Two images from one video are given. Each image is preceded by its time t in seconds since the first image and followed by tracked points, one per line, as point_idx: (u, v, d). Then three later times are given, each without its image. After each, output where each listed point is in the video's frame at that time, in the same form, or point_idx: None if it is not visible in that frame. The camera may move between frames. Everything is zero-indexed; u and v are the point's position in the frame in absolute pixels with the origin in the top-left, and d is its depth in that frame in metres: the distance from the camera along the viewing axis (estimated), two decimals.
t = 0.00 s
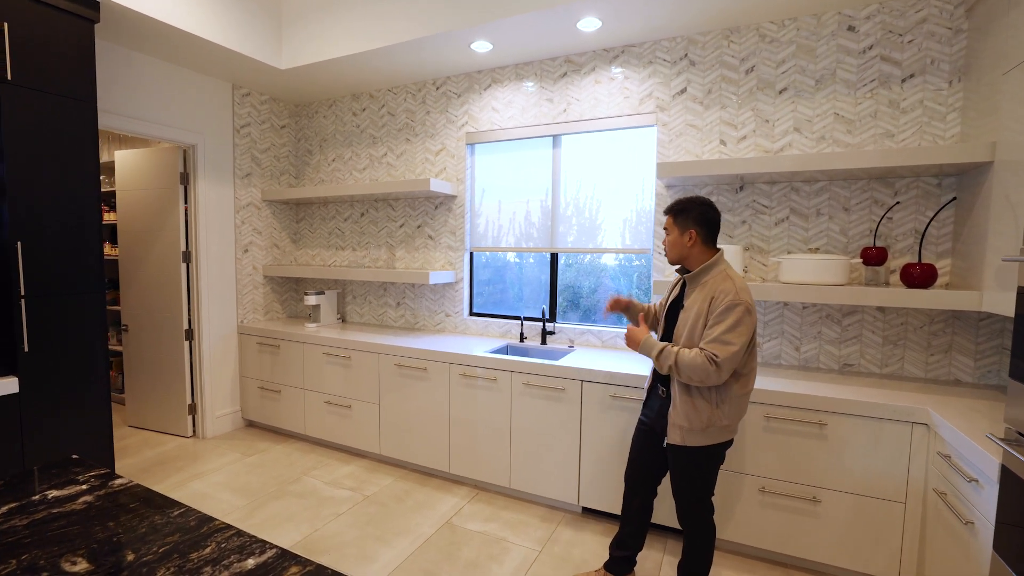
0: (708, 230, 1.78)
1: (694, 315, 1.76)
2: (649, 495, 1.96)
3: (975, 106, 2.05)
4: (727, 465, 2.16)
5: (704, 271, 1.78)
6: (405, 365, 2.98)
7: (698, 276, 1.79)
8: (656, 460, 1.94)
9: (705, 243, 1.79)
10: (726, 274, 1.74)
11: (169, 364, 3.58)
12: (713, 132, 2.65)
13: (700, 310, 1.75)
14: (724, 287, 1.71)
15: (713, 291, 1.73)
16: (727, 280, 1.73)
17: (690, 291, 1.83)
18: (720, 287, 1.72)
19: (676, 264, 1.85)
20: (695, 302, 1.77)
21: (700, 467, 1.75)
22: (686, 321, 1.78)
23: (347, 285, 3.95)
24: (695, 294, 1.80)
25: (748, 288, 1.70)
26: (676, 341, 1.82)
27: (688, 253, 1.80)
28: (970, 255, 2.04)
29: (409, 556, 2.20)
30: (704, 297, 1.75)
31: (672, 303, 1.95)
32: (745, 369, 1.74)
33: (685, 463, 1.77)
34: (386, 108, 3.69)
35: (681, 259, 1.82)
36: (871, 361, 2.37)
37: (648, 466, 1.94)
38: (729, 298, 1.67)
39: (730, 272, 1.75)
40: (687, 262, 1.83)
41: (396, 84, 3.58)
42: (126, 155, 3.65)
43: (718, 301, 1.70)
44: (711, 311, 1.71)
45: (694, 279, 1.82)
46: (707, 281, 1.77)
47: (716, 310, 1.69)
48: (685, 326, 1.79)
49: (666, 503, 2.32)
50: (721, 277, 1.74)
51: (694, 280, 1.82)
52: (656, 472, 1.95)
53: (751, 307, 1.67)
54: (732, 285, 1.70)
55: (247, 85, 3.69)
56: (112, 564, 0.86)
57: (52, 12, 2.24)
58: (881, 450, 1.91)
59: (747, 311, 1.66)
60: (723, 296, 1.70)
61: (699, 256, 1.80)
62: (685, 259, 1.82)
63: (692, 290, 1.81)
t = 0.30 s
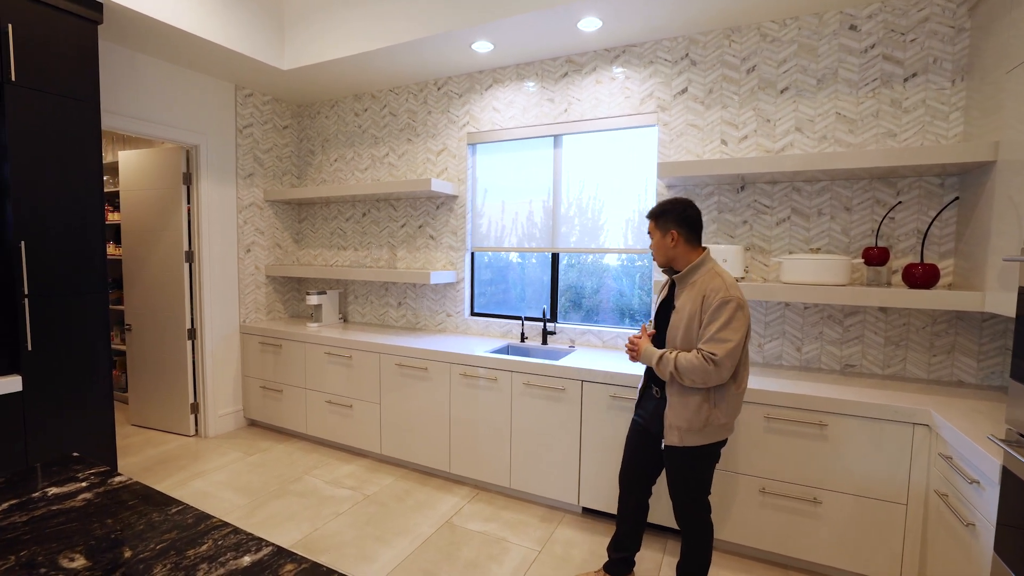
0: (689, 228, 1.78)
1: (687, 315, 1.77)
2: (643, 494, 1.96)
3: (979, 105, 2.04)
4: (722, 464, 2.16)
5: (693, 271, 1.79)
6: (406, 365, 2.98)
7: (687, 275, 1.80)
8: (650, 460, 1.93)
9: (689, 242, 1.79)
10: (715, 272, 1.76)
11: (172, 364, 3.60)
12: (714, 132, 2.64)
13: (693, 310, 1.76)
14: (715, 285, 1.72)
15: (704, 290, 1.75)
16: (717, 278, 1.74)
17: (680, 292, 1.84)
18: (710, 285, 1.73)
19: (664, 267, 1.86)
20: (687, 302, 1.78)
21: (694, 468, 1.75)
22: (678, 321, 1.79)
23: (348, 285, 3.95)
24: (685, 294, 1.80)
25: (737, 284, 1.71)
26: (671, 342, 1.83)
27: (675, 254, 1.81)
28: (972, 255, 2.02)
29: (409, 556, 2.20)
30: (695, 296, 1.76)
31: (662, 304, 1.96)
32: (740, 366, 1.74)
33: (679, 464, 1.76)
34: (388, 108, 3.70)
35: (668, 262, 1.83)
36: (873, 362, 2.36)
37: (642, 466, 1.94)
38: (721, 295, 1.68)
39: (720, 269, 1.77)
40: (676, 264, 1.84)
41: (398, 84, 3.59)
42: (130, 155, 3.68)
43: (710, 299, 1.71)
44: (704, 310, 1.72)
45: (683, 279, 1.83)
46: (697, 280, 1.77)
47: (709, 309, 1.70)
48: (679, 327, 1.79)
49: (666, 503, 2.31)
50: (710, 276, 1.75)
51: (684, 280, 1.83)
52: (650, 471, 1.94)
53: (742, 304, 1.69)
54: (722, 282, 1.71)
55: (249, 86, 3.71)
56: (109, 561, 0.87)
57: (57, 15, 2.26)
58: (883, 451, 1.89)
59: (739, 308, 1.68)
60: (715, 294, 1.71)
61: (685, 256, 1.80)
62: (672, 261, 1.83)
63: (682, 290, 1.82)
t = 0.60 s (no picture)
0: (671, 229, 1.80)
1: (673, 314, 1.78)
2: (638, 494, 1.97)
3: (982, 105, 2.04)
4: (711, 463, 2.18)
5: (677, 269, 1.81)
6: (408, 365, 2.98)
7: (671, 275, 1.81)
8: (642, 459, 1.94)
9: (671, 243, 1.81)
10: (699, 269, 1.77)
11: (174, 363, 3.61)
12: (717, 133, 2.64)
13: (678, 309, 1.77)
14: (699, 282, 1.73)
15: (688, 287, 1.76)
16: (701, 275, 1.76)
17: (666, 291, 1.85)
18: (694, 283, 1.74)
19: (650, 269, 1.88)
20: (672, 301, 1.79)
21: (687, 467, 1.75)
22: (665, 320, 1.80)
23: (350, 285, 3.96)
24: (671, 293, 1.82)
25: (720, 281, 1.72)
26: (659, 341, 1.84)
27: (659, 254, 1.83)
28: (976, 255, 2.02)
29: (411, 556, 2.20)
30: (680, 295, 1.77)
31: (650, 304, 1.97)
32: (728, 362, 1.75)
33: (673, 463, 1.76)
34: (390, 108, 3.70)
35: (653, 263, 1.85)
36: (875, 362, 2.36)
37: (636, 466, 1.95)
38: (705, 292, 1.69)
39: (703, 267, 1.78)
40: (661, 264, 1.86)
41: (400, 84, 3.59)
42: (132, 155, 3.68)
43: (694, 296, 1.72)
44: (689, 308, 1.73)
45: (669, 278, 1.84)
46: (681, 279, 1.79)
47: (693, 306, 1.72)
48: (666, 326, 1.80)
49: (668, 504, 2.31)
50: (694, 274, 1.76)
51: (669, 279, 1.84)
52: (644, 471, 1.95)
53: (727, 299, 1.70)
54: (705, 279, 1.72)
55: (252, 86, 3.71)
56: (114, 560, 0.87)
57: (61, 15, 2.27)
58: (886, 452, 1.89)
59: (723, 303, 1.69)
60: (698, 291, 1.73)
61: (668, 256, 1.82)
62: (657, 261, 1.84)
63: (668, 289, 1.83)
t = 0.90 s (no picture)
0: (655, 228, 1.80)
1: (653, 310, 1.79)
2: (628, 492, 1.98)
3: (988, 104, 2.03)
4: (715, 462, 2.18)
5: (658, 267, 1.81)
6: (410, 365, 2.97)
7: (653, 272, 1.82)
8: (622, 456, 1.95)
9: (654, 241, 1.81)
10: (679, 266, 1.78)
11: (175, 363, 3.60)
12: (720, 132, 2.63)
13: (658, 305, 1.78)
14: (678, 278, 1.74)
15: (667, 283, 1.77)
16: (680, 271, 1.77)
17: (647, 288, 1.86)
18: (674, 280, 1.75)
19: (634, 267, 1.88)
20: (652, 297, 1.80)
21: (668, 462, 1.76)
22: (645, 316, 1.81)
23: (351, 284, 3.95)
24: (651, 290, 1.82)
25: (700, 277, 1.73)
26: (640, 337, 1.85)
27: (642, 253, 1.83)
28: (981, 255, 2.01)
29: (413, 556, 2.19)
30: (660, 291, 1.78)
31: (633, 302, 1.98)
32: (707, 357, 1.76)
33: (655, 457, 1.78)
34: (391, 107, 3.70)
35: (636, 262, 1.86)
36: (879, 362, 2.35)
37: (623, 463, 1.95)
38: (683, 289, 1.70)
39: (683, 264, 1.79)
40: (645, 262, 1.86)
41: (401, 84, 3.59)
42: (133, 154, 3.67)
43: (673, 292, 1.74)
44: (668, 304, 1.74)
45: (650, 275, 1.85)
46: (662, 276, 1.80)
47: (672, 301, 1.73)
48: (646, 323, 1.81)
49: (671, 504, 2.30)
50: (674, 271, 1.77)
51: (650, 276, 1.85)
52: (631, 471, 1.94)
53: (705, 295, 1.71)
54: (684, 275, 1.73)
55: (253, 85, 3.70)
56: (118, 560, 0.86)
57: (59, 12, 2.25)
58: (891, 452, 1.88)
59: (701, 298, 1.70)
60: (677, 286, 1.74)
61: (653, 255, 1.82)
62: (640, 260, 1.85)
63: (649, 286, 1.84)
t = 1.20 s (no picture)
0: (639, 225, 1.86)
1: (635, 304, 1.83)
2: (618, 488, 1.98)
3: (994, 103, 2.03)
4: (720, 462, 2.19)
5: (641, 263, 1.87)
6: (414, 364, 2.98)
7: (635, 268, 1.87)
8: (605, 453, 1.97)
9: (638, 239, 1.87)
10: (660, 262, 1.83)
11: (179, 362, 3.60)
12: (724, 131, 2.63)
13: (640, 299, 1.83)
14: (658, 273, 1.80)
15: (648, 278, 1.82)
16: (661, 267, 1.82)
17: (629, 283, 1.91)
18: (655, 275, 1.80)
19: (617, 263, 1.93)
20: (633, 292, 1.85)
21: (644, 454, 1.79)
22: (627, 310, 1.86)
23: (355, 284, 3.95)
24: (633, 285, 1.87)
25: (680, 272, 1.79)
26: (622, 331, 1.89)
27: (626, 249, 1.88)
28: (988, 255, 2.01)
29: (418, 555, 2.19)
30: (642, 286, 1.83)
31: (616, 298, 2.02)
32: (686, 350, 1.80)
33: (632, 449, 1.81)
34: (395, 107, 3.70)
35: (619, 258, 1.91)
36: (885, 362, 2.34)
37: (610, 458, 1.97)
38: (663, 283, 1.75)
39: (664, 260, 1.85)
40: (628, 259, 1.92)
41: (405, 83, 3.59)
42: (137, 154, 3.68)
43: (653, 286, 1.79)
44: (649, 297, 1.79)
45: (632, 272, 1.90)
46: (643, 272, 1.85)
47: (652, 295, 1.78)
48: (628, 316, 1.85)
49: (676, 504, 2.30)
50: (655, 266, 1.83)
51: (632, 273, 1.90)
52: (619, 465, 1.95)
53: (685, 289, 1.76)
54: (665, 270, 1.79)
55: (257, 85, 3.71)
56: (130, 556, 0.86)
57: (59, 9, 2.23)
58: (899, 453, 1.88)
59: (680, 292, 1.75)
60: (657, 281, 1.79)
61: (637, 252, 1.88)
62: (624, 256, 1.90)
63: (632, 282, 1.89)
